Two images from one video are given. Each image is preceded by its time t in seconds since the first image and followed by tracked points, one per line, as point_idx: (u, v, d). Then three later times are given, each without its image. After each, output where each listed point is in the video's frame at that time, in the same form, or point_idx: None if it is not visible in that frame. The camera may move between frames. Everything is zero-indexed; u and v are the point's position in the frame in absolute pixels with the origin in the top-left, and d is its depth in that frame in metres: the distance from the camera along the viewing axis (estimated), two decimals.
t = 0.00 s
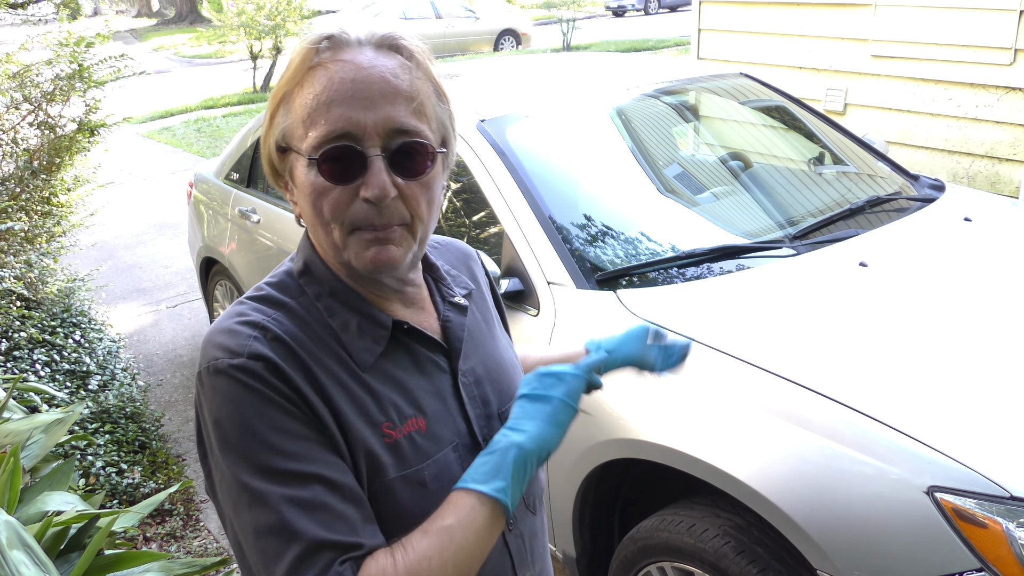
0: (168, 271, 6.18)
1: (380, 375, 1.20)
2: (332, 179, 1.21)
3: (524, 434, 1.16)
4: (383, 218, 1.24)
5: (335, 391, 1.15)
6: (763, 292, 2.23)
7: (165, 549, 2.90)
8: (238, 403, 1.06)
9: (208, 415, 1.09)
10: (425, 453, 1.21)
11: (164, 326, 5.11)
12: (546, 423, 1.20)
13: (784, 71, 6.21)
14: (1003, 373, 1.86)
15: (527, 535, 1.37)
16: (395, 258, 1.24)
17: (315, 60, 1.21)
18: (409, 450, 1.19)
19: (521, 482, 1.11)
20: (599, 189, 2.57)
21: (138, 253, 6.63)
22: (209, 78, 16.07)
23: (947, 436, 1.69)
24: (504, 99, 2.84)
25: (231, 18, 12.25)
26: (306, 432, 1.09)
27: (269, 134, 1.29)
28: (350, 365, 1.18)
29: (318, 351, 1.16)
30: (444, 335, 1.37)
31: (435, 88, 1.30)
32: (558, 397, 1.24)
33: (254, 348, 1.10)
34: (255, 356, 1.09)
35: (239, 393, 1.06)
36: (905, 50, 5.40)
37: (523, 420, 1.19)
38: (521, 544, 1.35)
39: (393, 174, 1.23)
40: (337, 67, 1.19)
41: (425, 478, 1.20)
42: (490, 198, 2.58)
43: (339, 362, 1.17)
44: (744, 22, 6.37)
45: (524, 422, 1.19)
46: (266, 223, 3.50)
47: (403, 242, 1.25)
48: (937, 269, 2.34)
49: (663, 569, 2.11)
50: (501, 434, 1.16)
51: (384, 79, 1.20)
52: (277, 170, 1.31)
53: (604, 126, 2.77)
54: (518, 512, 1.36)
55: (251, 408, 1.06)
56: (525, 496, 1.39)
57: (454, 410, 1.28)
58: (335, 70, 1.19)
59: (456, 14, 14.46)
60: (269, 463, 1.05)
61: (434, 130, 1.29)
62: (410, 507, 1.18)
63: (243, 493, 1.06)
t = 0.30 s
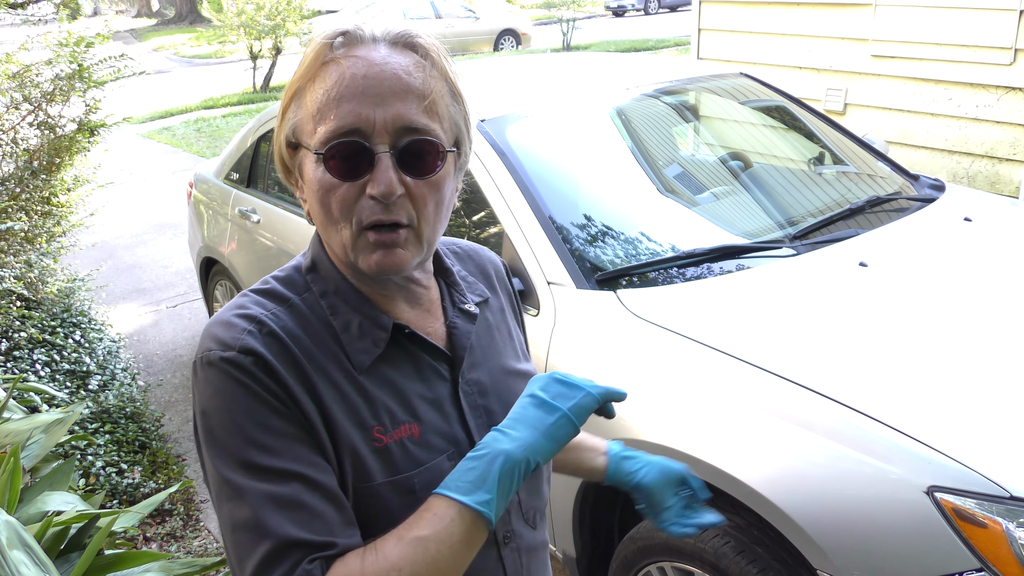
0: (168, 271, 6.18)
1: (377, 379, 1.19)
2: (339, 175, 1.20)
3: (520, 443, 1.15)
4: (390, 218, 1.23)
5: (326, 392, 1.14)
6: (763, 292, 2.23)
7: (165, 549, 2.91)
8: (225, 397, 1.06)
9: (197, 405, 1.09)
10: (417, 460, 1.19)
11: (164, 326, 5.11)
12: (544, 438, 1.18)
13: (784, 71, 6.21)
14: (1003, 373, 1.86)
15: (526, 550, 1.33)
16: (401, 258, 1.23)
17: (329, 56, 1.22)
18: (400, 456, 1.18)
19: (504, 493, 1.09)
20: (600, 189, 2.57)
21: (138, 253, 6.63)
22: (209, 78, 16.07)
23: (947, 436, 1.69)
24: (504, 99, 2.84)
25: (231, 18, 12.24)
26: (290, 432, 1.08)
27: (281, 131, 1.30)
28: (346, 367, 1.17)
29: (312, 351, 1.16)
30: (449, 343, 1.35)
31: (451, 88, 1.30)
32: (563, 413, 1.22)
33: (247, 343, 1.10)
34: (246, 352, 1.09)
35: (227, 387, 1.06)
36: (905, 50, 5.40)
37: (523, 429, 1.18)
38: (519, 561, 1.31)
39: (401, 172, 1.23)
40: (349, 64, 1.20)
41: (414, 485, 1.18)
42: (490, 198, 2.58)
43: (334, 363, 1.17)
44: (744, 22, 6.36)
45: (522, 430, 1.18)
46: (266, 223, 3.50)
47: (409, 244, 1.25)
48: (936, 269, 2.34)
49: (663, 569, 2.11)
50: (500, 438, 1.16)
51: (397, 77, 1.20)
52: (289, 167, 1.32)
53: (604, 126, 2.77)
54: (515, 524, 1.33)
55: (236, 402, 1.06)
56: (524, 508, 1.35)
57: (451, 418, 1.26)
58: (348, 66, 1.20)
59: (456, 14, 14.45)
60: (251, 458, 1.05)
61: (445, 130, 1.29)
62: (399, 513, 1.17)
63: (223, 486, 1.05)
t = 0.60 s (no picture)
0: (168, 271, 6.18)
1: (334, 381, 1.18)
2: (266, 182, 1.20)
3: (474, 434, 1.11)
4: (323, 213, 1.21)
5: (280, 395, 1.14)
6: (764, 292, 2.23)
7: (165, 549, 2.91)
8: (180, 404, 1.09)
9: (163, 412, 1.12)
10: (377, 462, 1.18)
11: (164, 326, 5.11)
12: (501, 428, 1.14)
13: (784, 71, 6.21)
14: (1003, 373, 1.86)
15: (512, 547, 1.30)
16: (343, 253, 1.21)
17: (238, 69, 1.22)
18: (360, 458, 1.17)
19: (457, 485, 1.06)
20: (600, 189, 2.57)
21: (137, 253, 6.63)
22: (209, 78, 16.07)
23: (947, 435, 1.69)
24: (504, 99, 2.83)
25: (231, 18, 12.24)
26: (242, 432, 1.09)
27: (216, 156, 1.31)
28: (300, 370, 1.17)
29: (268, 355, 1.16)
30: (414, 340, 1.32)
31: (370, 78, 1.28)
32: (524, 403, 1.17)
33: (199, 352, 1.12)
34: (196, 361, 1.10)
35: (180, 395, 1.09)
36: (905, 50, 5.40)
37: (479, 418, 1.14)
38: (503, 558, 1.29)
39: (325, 166, 1.21)
40: (258, 69, 1.20)
41: (375, 487, 1.16)
42: (490, 198, 2.58)
43: (289, 368, 1.16)
44: (744, 21, 6.36)
45: (478, 419, 1.14)
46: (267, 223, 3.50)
47: (350, 238, 1.22)
48: (937, 269, 2.34)
49: (663, 569, 2.11)
50: (455, 429, 1.12)
51: (304, 72, 1.19)
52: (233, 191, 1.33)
53: (604, 126, 2.77)
54: (498, 521, 1.30)
55: (188, 408, 1.08)
56: (509, 503, 1.32)
57: (416, 418, 1.24)
58: (254, 73, 1.20)
59: (456, 14, 14.46)
60: (202, 460, 1.07)
61: (370, 118, 1.26)
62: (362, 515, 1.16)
63: (184, 490, 1.09)
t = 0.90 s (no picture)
0: (168, 271, 6.18)
1: (327, 395, 1.19)
2: (269, 214, 1.21)
3: None
4: (326, 245, 1.22)
5: (267, 415, 1.15)
6: (764, 292, 2.23)
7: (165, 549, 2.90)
8: (158, 431, 1.11)
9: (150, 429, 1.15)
10: (370, 473, 1.18)
11: (164, 326, 5.11)
12: None
13: (784, 71, 6.21)
14: (1004, 373, 1.86)
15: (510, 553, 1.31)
16: (345, 285, 1.23)
17: (243, 92, 1.21)
18: (353, 470, 1.17)
19: None
20: (600, 189, 2.57)
21: (137, 253, 6.63)
22: (208, 78, 16.07)
23: (947, 435, 1.70)
24: (504, 99, 2.84)
25: (231, 18, 12.24)
26: (207, 468, 1.10)
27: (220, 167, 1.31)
28: (294, 384, 1.17)
29: (258, 375, 1.17)
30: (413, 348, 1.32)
31: (376, 102, 1.26)
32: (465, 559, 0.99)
33: (187, 374, 1.13)
34: (180, 385, 1.12)
35: (161, 420, 1.11)
36: (905, 50, 5.40)
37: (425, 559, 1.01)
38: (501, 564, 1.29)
39: (327, 199, 1.21)
40: (261, 99, 1.19)
41: (366, 498, 1.16)
42: (490, 198, 2.58)
43: (281, 383, 1.17)
44: (744, 21, 6.36)
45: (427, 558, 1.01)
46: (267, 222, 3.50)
47: (353, 266, 1.24)
48: (937, 269, 2.34)
49: (663, 569, 2.11)
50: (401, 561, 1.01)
51: (308, 105, 1.19)
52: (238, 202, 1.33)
53: (604, 126, 2.77)
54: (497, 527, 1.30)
55: (163, 437, 1.10)
56: (508, 510, 1.32)
57: (412, 428, 1.24)
58: (260, 102, 1.19)
59: (456, 14, 14.47)
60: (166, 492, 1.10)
61: (374, 145, 1.26)
62: (354, 526, 1.15)
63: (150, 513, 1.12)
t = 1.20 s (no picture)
0: (168, 271, 6.18)
1: (345, 375, 1.18)
2: (285, 172, 1.22)
3: (425, 531, 1.06)
4: (334, 209, 1.21)
5: (285, 390, 1.14)
6: (764, 291, 2.23)
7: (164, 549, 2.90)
8: (176, 396, 1.10)
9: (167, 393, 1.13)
10: (381, 458, 1.18)
11: (164, 326, 5.11)
12: (448, 535, 1.06)
13: (784, 71, 6.20)
14: (1004, 373, 1.86)
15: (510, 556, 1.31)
16: (351, 250, 1.21)
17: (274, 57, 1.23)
18: (365, 454, 1.17)
19: None
20: (600, 189, 2.57)
21: (138, 253, 6.63)
22: (208, 78, 16.07)
23: (947, 435, 1.70)
24: (504, 99, 2.84)
25: (231, 18, 12.24)
26: (223, 435, 1.09)
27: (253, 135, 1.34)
28: (312, 362, 1.17)
29: (278, 349, 1.16)
30: (432, 339, 1.32)
31: (402, 75, 1.26)
32: (478, 514, 1.08)
33: (209, 340, 1.12)
34: (202, 349, 1.10)
35: (182, 384, 1.09)
36: (905, 50, 5.40)
37: (433, 515, 1.07)
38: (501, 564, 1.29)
39: (339, 162, 1.20)
40: (287, 62, 1.21)
41: (376, 483, 1.17)
42: (490, 198, 2.58)
43: (300, 359, 1.17)
44: (744, 21, 6.36)
45: (435, 515, 1.07)
46: (267, 222, 3.50)
47: (360, 233, 1.22)
48: (937, 269, 2.34)
49: (663, 569, 2.11)
50: (408, 517, 1.07)
51: (330, 69, 1.19)
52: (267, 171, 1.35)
53: (604, 126, 2.77)
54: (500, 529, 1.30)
55: (184, 402, 1.09)
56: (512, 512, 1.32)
57: (426, 416, 1.24)
58: (286, 65, 1.21)
59: (456, 14, 14.45)
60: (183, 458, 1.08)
61: (394, 116, 1.25)
62: (360, 511, 1.16)
63: (162, 480, 1.11)
